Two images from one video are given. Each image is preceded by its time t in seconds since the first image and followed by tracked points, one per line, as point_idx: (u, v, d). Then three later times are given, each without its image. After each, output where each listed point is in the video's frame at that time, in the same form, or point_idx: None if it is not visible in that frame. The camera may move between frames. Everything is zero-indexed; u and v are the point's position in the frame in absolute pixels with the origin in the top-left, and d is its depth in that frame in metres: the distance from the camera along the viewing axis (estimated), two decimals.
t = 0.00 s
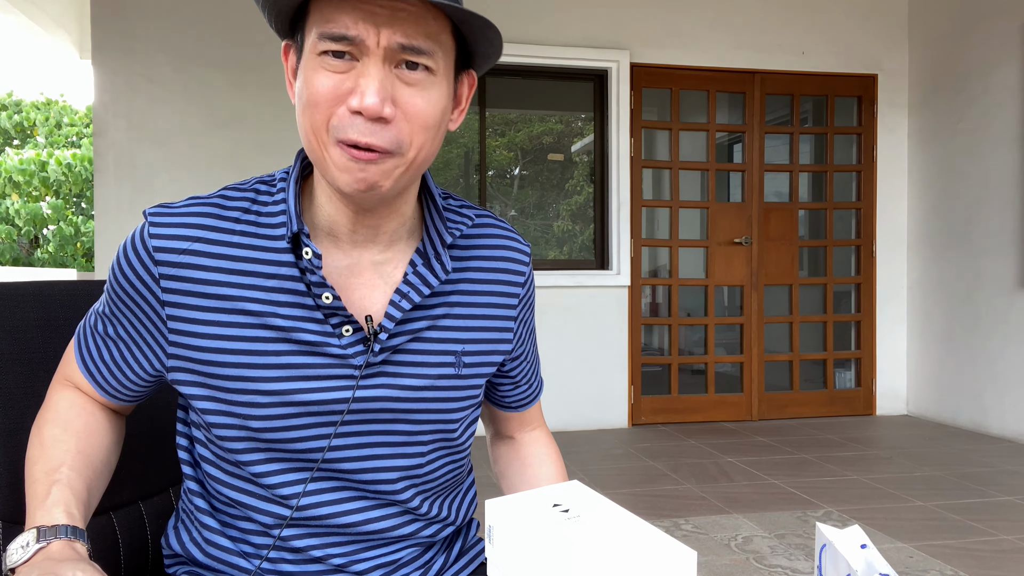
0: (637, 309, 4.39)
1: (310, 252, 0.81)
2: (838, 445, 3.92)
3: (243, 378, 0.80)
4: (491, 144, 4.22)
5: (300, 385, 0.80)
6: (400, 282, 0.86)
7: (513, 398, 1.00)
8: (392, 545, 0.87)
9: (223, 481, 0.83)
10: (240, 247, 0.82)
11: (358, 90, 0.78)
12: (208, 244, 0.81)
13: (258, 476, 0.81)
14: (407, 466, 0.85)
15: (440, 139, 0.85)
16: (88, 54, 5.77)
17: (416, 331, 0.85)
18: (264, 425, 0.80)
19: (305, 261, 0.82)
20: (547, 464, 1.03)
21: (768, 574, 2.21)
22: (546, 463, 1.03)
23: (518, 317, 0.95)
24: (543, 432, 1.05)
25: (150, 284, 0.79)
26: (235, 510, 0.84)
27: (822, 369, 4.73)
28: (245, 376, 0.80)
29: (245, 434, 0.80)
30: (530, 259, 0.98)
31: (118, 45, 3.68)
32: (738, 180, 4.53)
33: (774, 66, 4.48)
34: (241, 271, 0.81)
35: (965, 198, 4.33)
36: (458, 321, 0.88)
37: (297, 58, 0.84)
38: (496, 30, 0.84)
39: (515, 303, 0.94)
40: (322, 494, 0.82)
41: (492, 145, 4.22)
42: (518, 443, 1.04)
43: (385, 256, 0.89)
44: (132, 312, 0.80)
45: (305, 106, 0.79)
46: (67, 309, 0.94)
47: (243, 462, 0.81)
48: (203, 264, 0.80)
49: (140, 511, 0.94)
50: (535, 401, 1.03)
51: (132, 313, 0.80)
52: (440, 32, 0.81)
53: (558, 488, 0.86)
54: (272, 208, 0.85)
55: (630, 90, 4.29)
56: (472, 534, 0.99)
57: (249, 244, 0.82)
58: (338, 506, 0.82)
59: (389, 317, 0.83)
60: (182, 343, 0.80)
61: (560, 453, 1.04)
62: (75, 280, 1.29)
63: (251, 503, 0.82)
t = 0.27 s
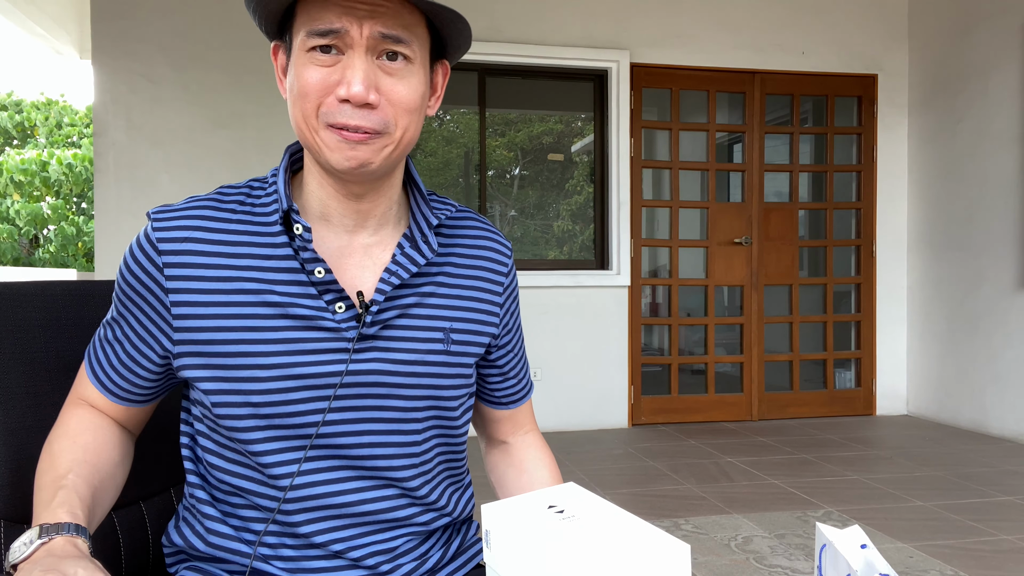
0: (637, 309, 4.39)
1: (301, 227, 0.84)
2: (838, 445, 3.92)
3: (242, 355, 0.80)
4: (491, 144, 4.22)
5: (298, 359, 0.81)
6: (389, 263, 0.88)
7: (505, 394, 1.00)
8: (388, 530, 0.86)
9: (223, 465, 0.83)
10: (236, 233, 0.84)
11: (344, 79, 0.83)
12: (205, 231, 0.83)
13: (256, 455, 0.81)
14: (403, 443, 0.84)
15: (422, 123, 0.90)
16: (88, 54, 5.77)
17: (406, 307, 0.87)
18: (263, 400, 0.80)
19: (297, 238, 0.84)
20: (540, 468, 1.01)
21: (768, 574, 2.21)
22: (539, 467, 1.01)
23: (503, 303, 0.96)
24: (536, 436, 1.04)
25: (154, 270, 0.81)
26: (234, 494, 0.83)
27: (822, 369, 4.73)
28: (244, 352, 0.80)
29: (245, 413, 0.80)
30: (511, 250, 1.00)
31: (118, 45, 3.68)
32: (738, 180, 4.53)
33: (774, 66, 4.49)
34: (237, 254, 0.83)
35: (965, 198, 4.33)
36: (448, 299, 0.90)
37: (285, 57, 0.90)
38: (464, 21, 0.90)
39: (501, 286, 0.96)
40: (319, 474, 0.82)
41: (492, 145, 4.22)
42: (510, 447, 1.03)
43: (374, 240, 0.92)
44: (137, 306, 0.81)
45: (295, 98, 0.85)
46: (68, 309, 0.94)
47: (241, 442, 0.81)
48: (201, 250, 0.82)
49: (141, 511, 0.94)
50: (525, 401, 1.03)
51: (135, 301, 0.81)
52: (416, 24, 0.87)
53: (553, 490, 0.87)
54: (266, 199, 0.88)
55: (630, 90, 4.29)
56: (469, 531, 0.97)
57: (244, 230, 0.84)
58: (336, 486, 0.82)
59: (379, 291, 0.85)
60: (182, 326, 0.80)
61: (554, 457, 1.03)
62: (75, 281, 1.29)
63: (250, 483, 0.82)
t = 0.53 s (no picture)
0: (637, 309, 4.39)
1: (293, 218, 0.85)
2: (838, 445, 3.92)
3: (239, 342, 0.80)
4: (491, 144, 4.22)
5: (294, 345, 0.81)
6: (379, 255, 0.89)
7: (495, 390, 1.00)
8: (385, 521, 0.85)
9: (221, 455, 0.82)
10: (232, 228, 0.84)
11: (334, 78, 0.83)
12: (201, 229, 0.83)
13: (252, 442, 0.81)
14: (398, 428, 0.84)
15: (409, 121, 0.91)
16: (88, 54, 5.77)
17: (397, 296, 0.87)
18: (261, 387, 0.80)
19: (290, 230, 0.85)
20: (530, 468, 1.00)
21: (768, 574, 2.21)
22: (529, 466, 1.00)
23: (489, 292, 0.97)
24: (525, 436, 1.03)
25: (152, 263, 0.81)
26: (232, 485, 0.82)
27: (822, 369, 4.73)
28: (241, 340, 0.80)
29: (245, 400, 0.80)
30: (496, 251, 1.02)
31: (118, 45, 3.68)
32: (738, 180, 4.53)
33: (774, 66, 4.48)
34: (232, 247, 0.83)
35: (965, 198, 4.33)
36: (437, 289, 0.91)
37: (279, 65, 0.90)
38: (444, 22, 0.90)
39: (488, 280, 0.97)
40: (316, 460, 0.81)
41: (492, 145, 4.22)
42: (500, 447, 1.02)
43: (365, 234, 0.92)
44: (136, 303, 0.80)
45: (288, 100, 0.85)
46: (68, 308, 0.94)
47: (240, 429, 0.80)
48: (197, 246, 0.82)
49: (141, 510, 0.94)
50: (514, 398, 1.03)
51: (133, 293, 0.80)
52: (402, 27, 0.88)
53: (545, 489, 0.87)
54: (259, 199, 0.89)
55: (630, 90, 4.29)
56: (465, 528, 0.96)
57: (239, 227, 0.85)
58: (333, 472, 0.81)
59: (371, 280, 0.86)
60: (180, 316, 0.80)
61: (543, 456, 1.02)
62: (73, 280, 1.29)
63: (248, 472, 0.81)
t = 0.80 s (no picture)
0: (637, 309, 4.39)
1: (291, 217, 0.85)
2: (838, 445, 3.92)
3: (239, 340, 0.80)
4: (491, 144, 4.22)
5: (293, 342, 0.81)
6: (374, 253, 0.89)
7: (490, 388, 1.00)
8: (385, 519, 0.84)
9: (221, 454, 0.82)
10: (229, 229, 0.85)
11: (330, 72, 0.83)
12: (198, 231, 0.83)
13: (252, 440, 0.80)
14: (397, 424, 0.85)
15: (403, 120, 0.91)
16: (88, 54, 5.77)
17: (393, 292, 0.88)
18: (261, 385, 0.80)
19: (287, 229, 0.85)
20: (526, 467, 1.00)
21: (768, 574, 2.21)
22: (525, 465, 1.00)
23: (482, 288, 0.97)
24: (521, 435, 1.03)
25: (151, 265, 0.80)
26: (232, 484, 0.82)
27: (822, 369, 4.73)
28: (239, 339, 0.80)
29: (245, 398, 0.80)
30: (489, 252, 1.02)
31: (118, 45, 3.68)
32: (738, 180, 4.52)
33: (774, 66, 4.49)
34: (229, 248, 0.83)
35: (966, 198, 4.33)
36: (432, 285, 0.91)
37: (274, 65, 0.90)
38: (437, 21, 0.91)
39: (482, 277, 0.98)
40: (316, 457, 0.81)
41: (492, 145, 4.22)
42: (496, 446, 1.02)
43: (361, 232, 0.92)
44: (137, 305, 0.80)
45: (284, 96, 0.85)
46: (68, 308, 0.94)
47: (239, 427, 0.80)
48: (195, 247, 0.82)
49: (141, 511, 0.95)
50: (508, 395, 1.03)
51: (130, 295, 0.80)
52: (397, 26, 0.88)
53: (543, 488, 0.87)
54: (255, 200, 0.89)
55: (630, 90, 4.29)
56: (464, 527, 0.96)
57: (237, 228, 0.85)
58: (332, 468, 0.81)
59: (367, 277, 0.86)
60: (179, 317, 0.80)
61: (539, 455, 1.01)
62: (73, 280, 1.29)
63: (248, 471, 0.81)
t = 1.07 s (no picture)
0: (637, 309, 4.39)
1: (287, 215, 0.85)
2: (838, 445, 3.92)
3: (240, 337, 0.79)
4: (491, 144, 4.22)
5: (296, 339, 0.81)
6: (371, 249, 0.89)
7: (486, 383, 1.00)
8: (390, 517, 0.84)
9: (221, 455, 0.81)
10: (227, 230, 0.84)
11: (330, 72, 0.83)
12: (197, 231, 0.83)
13: (252, 439, 0.80)
14: (397, 418, 0.85)
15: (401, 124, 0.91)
16: (88, 54, 5.77)
17: (391, 287, 0.88)
18: (264, 382, 0.79)
19: (285, 226, 0.85)
20: (524, 464, 1.00)
21: (767, 574, 2.21)
22: (523, 463, 1.00)
23: (478, 283, 0.97)
24: (518, 433, 1.03)
25: (150, 265, 0.79)
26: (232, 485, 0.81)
27: (822, 369, 4.73)
28: (241, 336, 0.79)
29: (249, 396, 0.79)
30: (484, 247, 1.02)
31: (118, 45, 3.68)
32: (738, 180, 4.52)
33: (774, 66, 4.48)
34: (228, 247, 0.83)
35: (966, 198, 4.32)
36: (429, 280, 0.91)
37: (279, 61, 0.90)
38: (444, 30, 0.92)
39: (477, 272, 0.98)
40: (320, 453, 0.81)
41: (492, 145, 4.22)
42: (493, 444, 1.02)
43: (357, 230, 0.92)
44: (129, 318, 0.78)
45: (285, 92, 0.85)
46: (67, 307, 0.94)
47: (243, 426, 0.80)
48: (193, 248, 0.82)
49: (141, 511, 0.95)
50: (505, 392, 1.03)
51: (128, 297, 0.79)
52: (402, 31, 0.88)
53: (541, 487, 0.87)
54: (251, 200, 0.89)
55: (630, 91, 4.29)
56: (464, 527, 0.96)
57: (235, 228, 0.85)
58: (335, 466, 0.81)
59: (366, 272, 0.86)
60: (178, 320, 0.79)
61: (536, 453, 1.02)
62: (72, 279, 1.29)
63: (250, 470, 0.80)
